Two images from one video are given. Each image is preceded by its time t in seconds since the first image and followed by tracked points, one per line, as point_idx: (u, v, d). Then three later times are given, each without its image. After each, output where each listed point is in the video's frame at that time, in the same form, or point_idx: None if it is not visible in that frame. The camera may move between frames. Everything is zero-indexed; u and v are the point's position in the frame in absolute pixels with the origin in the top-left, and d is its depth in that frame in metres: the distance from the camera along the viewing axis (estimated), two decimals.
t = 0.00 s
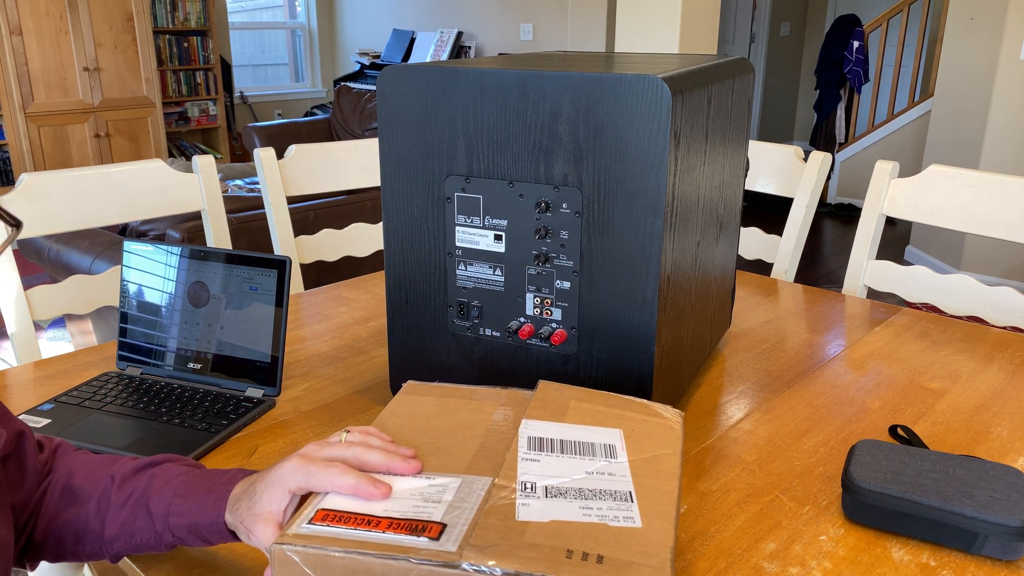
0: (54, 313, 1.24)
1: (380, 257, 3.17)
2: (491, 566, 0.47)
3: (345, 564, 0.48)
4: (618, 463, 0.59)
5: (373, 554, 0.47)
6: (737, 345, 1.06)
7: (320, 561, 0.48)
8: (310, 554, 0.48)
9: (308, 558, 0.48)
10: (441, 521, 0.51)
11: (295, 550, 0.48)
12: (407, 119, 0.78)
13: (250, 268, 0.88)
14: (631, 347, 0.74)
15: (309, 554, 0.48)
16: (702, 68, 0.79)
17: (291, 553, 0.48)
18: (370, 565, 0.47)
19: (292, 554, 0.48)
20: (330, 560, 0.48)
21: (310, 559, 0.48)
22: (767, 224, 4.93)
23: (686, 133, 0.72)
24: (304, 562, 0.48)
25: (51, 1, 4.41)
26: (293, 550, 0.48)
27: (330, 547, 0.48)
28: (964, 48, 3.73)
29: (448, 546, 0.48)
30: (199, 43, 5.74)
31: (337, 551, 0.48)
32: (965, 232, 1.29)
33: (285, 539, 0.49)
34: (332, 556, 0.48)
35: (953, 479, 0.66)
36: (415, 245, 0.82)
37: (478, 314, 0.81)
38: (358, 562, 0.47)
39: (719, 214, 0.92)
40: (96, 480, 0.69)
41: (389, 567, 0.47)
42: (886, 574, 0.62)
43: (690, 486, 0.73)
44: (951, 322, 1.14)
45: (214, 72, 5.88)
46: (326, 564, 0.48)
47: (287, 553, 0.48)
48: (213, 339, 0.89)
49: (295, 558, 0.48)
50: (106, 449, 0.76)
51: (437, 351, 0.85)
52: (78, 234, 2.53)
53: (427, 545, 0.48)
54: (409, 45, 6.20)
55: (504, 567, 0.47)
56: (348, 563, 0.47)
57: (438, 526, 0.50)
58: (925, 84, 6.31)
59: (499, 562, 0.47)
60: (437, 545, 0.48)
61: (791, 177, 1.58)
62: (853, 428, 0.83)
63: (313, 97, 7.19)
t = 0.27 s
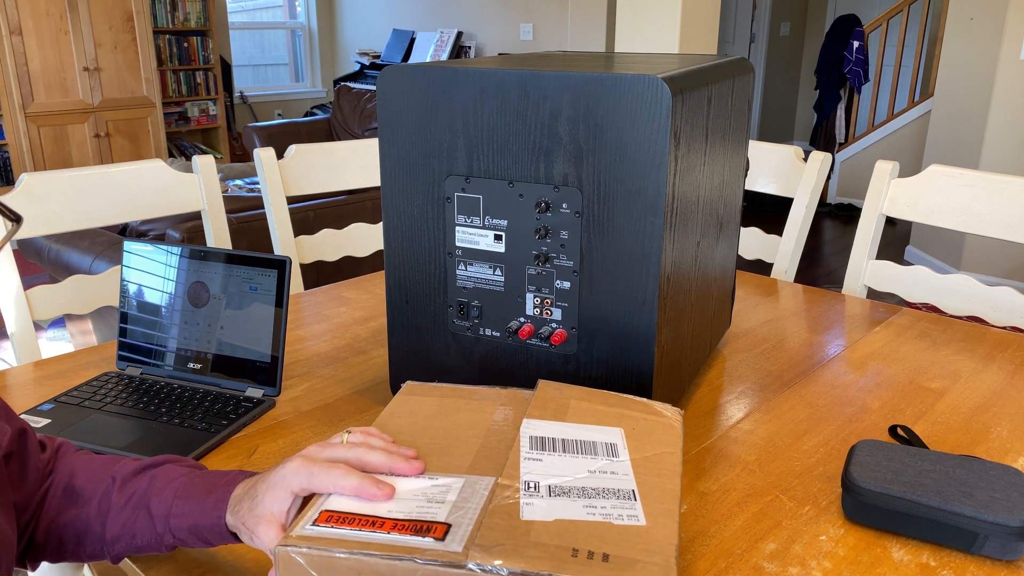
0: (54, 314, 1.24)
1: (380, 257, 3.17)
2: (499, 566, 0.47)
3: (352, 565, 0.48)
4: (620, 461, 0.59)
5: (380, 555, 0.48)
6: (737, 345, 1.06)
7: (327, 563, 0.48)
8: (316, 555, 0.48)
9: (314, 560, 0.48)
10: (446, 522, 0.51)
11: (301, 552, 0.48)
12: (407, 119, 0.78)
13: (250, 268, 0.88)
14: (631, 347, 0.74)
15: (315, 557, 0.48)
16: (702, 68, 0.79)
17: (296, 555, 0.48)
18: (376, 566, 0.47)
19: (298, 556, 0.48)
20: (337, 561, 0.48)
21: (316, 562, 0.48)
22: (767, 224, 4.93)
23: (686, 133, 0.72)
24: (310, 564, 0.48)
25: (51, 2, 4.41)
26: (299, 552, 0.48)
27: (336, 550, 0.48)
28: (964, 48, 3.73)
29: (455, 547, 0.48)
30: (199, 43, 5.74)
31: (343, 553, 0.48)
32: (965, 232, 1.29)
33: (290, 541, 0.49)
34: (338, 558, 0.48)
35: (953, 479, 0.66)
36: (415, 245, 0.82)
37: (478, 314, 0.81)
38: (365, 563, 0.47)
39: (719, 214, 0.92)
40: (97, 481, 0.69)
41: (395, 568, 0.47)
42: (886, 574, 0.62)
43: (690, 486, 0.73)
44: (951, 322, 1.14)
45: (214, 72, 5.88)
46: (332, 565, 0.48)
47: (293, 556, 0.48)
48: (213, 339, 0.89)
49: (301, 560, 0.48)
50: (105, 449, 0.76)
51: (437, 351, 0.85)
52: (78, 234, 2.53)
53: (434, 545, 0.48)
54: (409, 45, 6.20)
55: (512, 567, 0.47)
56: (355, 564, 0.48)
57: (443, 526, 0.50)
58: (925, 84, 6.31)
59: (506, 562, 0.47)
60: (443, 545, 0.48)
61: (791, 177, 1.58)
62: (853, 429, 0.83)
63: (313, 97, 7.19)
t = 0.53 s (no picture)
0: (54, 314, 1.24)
1: (380, 257, 3.17)
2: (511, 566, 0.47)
3: (363, 567, 0.48)
4: (625, 460, 0.59)
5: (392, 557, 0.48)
6: (737, 345, 1.06)
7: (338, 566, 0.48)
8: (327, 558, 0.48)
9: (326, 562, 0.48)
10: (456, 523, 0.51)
11: (312, 556, 0.48)
12: (407, 119, 0.78)
13: (250, 267, 0.88)
14: (630, 346, 0.74)
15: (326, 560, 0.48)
16: (702, 68, 0.79)
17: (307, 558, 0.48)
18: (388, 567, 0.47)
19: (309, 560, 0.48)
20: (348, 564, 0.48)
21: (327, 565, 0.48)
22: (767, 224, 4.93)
23: (686, 133, 0.72)
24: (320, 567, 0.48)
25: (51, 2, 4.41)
26: (310, 556, 0.48)
27: (348, 553, 0.48)
28: (964, 48, 3.73)
29: (465, 548, 0.48)
30: (199, 43, 5.74)
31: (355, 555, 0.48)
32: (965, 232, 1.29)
33: (300, 544, 0.48)
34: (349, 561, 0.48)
35: (953, 479, 0.66)
36: (415, 245, 0.82)
37: (478, 314, 0.81)
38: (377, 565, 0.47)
39: (719, 214, 0.92)
40: (101, 482, 0.69)
41: (407, 568, 0.47)
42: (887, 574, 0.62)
43: (691, 486, 0.73)
44: (951, 322, 1.14)
45: (214, 72, 5.88)
46: (343, 568, 0.48)
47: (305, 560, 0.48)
48: (213, 339, 0.89)
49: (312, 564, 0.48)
50: (107, 449, 0.76)
51: (437, 351, 0.85)
52: (78, 234, 2.53)
53: (444, 547, 0.48)
54: (409, 45, 6.20)
55: (524, 567, 0.47)
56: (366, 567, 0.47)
57: (453, 528, 0.50)
58: (925, 84, 6.31)
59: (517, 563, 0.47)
60: (454, 546, 0.48)
61: (791, 176, 1.58)
62: (853, 428, 0.83)
63: (313, 97, 7.19)
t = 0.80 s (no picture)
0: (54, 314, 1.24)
1: (380, 257, 3.17)
2: (511, 566, 0.47)
3: (364, 567, 0.48)
4: (625, 459, 0.59)
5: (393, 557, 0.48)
6: (737, 345, 1.06)
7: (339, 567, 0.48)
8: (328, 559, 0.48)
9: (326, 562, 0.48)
10: (455, 523, 0.51)
11: (313, 557, 0.48)
12: (407, 119, 0.78)
13: (250, 268, 0.88)
14: (630, 346, 0.74)
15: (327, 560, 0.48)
16: (702, 68, 0.79)
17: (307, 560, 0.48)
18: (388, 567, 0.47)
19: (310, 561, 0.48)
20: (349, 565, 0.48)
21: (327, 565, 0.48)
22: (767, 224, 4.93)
23: (686, 133, 0.72)
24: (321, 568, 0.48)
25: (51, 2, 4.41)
26: (310, 557, 0.48)
27: (349, 553, 0.48)
28: (964, 48, 3.73)
29: (466, 547, 0.48)
30: (199, 43, 5.74)
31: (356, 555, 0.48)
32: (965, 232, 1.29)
33: (300, 544, 0.48)
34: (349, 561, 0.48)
35: (953, 479, 0.66)
36: (415, 245, 0.82)
37: (478, 314, 0.81)
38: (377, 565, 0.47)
39: (719, 214, 0.92)
40: (100, 483, 0.69)
41: (408, 568, 0.47)
42: (886, 574, 0.62)
43: (690, 486, 0.73)
44: (951, 322, 1.14)
45: (214, 72, 5.88)
46: (344, 568, 0.48)
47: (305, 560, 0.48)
48: (213, 340, 0.89)
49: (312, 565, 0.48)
50: (107, 449, 0.76)
51: (437, 351, 0.85)
52: (78, 234, 2.53)
53: (445, 547, 0.48)
54: (409, 45, 6.20)
55: (525, 566, 0.47)
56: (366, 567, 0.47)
57: (454, 528, 0.50)
58: (924, 84, 6.31)
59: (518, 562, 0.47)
60: (455, 546, 0.48)
61: (791, 176, 1.58)
62: (853, 429, 0.83)
63: (313, 98, 7.19)
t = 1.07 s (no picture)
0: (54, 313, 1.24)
1: (380, 257, 3.17)
2: (513, 566, 0.47)
3: (366, 568, 0.48)
4: (626, 458, 0.59)
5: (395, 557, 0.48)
6: (737, 345, 1.06)
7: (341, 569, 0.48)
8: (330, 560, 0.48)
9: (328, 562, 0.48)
10: (457, 523, 0.51)
11: (316, 558, 0.48)
12: (407, 119, 0.78)
13: (250, 268, 0.88)
14: (630, 346, 0.74)
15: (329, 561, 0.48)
16: (702, 68, 0.79)
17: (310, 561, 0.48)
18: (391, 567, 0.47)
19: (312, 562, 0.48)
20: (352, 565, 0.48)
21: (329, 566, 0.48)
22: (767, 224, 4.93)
23: (686, 133, 0.72)
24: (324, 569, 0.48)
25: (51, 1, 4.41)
26: (313, 558, 0.48)
27: (351, 554, 0.48)
28: (964, 48, 3.73)
29: (469, 548, 0.48)
30: (199, 43, 5.74)
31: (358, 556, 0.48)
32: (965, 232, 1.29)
33: (302, 545, 0.48)
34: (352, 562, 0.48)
35: (953, 478, 0.66)
36: (414, 245, 0.82)
37: (478, 314, 0.81)
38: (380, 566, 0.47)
39: (718, 214, 0.92)
40: (99, 484, 0.69)
41: (411, 569, 0.47)
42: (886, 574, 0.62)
43: (691, 486, 0.73)
44: (951, 322, 1.14)
45: (214, 72, 5.88)
46: (346, 569, 0.48)
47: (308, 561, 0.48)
48: (213, 339, 0.89)
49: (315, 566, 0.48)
50: (107, 450, 0.76)
51: (436, 351, 0.85)
52: (78, 234, 2.53)
53: (447, 548, 0.48)
54: (409, 45, 6.20)
55: (528, 566, 0.47)
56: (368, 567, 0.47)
57: (457, 528, 0.50)
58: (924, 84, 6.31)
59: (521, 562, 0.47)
60: (457, 546, 0.48)
61: (791, 176, 1.58)
62: (853, 429, 0.83)
63: (314, 98, 7.19)
